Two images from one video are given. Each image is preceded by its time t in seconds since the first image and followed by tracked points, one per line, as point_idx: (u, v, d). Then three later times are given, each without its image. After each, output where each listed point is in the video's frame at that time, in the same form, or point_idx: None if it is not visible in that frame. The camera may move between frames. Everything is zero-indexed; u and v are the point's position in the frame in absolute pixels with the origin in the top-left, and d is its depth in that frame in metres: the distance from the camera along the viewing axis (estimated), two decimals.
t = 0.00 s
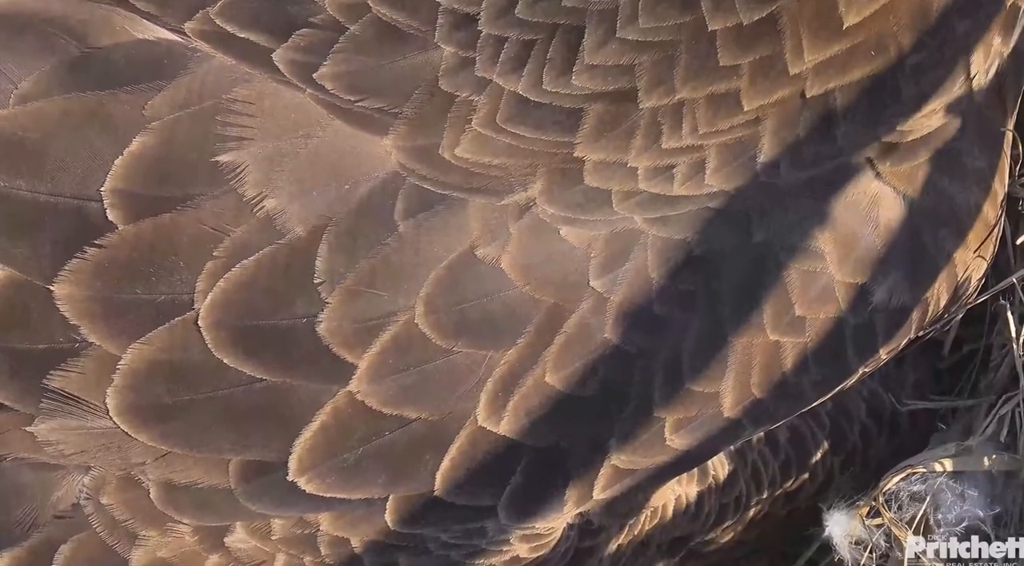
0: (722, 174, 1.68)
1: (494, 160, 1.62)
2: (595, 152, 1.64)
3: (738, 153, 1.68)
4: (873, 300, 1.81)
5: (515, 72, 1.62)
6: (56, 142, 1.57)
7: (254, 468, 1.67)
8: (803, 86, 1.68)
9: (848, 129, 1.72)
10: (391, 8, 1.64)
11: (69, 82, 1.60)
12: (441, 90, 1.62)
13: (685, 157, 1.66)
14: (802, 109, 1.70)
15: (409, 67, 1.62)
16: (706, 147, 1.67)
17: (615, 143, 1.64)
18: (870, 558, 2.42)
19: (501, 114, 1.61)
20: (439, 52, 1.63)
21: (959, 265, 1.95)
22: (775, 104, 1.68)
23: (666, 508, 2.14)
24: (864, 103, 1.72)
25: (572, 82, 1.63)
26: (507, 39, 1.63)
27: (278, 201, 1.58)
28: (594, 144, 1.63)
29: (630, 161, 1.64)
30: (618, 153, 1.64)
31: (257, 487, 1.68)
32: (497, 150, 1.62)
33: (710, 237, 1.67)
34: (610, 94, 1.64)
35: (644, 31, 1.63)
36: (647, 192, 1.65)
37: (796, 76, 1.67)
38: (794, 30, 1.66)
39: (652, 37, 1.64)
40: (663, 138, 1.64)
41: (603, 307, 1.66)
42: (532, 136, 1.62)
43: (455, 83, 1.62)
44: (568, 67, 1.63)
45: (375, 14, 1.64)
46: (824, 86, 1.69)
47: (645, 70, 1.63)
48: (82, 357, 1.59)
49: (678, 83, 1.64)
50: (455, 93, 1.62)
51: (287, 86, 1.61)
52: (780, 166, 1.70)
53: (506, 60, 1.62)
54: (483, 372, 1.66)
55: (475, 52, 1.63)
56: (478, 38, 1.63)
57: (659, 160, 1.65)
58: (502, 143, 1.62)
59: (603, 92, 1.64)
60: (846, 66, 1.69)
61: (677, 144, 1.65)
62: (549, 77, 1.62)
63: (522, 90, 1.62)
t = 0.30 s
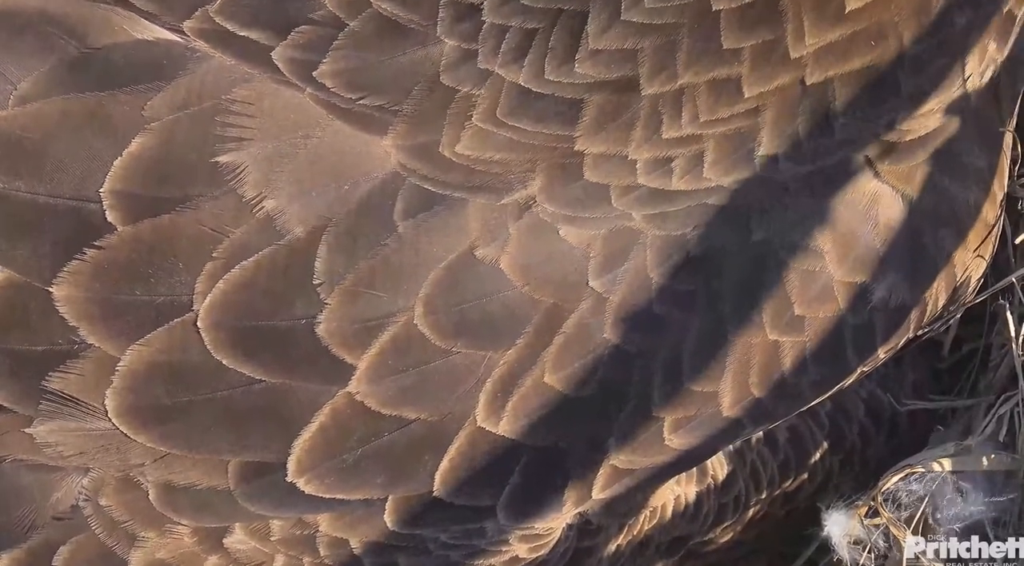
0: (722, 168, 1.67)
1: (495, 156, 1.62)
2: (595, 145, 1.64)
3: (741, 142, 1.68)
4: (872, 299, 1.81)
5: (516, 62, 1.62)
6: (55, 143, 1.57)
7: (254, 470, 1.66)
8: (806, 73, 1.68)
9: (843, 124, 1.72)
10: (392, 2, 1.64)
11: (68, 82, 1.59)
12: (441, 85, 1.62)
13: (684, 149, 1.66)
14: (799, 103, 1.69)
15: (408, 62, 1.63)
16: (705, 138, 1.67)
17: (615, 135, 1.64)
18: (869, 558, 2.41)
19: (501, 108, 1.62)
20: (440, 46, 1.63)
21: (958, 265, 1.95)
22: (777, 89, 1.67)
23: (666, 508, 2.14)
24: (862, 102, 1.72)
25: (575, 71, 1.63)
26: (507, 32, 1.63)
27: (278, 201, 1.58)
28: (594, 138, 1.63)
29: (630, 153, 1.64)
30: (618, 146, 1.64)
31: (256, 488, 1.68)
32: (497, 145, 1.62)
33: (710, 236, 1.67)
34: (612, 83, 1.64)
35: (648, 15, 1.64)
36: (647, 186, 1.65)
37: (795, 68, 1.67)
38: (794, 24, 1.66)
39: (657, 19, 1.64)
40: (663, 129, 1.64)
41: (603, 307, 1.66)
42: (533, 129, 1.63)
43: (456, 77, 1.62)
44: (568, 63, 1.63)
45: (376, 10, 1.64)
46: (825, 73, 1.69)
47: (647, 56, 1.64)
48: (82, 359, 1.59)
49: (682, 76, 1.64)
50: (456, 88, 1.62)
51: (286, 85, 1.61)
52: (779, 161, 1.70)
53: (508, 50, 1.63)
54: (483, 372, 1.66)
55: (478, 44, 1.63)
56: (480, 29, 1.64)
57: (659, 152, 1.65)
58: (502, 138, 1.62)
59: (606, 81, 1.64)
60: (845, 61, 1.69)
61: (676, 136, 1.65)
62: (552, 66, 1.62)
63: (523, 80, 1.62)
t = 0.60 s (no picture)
0: (736, 173, 1.67)
1: (502, 153, 1.61)
2: (606, 145, 1.63)
3: (757, 148, 1.67)
4: (871, 304, 1.80)
5: (533, 56, 1.61)
6: (56, 144, 1.57)
7: (254, 473, 1.66)
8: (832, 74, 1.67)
9: (859, 132, 1.72)
10: None
11: (69, 84, 1.59)
12: (451, 80, 1.61)
13: (699, 148, 1.65)
14: (823, 110, 1.68)
15: (414, 60, 1.61)
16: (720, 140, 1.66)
17: (627, 136, 1.63)
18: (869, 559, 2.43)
19: (513, 104, 1.60)
20: (453, 42, 1.62)
21: (958, 272, 1.94)
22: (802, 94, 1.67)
23: (666, 511, 2.13)
24: (871, 107, 1.71)
25: (596, 63, 1.62)
26: (522, 28, 1.62)
27: (278, 204, 1.58)
28: (606, 136, 1.62)
29: (642, 152, 1.63)
30: (629, 145, 1.63)
31: (256, 492, 1.67)
32: (504, 142, 1.61)
33: (710, 240, 1.67)
34: (632, 80, 1.63)
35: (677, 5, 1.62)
36: (652, 189, 1.65)
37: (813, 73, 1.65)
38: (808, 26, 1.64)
39: (687, 10, 1.62)
40: (680, 128, 1.63)
41: (603, 310, 1.66)
42: (544, 126, 1.62)
43: (468, 72, 1.61)
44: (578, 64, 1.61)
45: (383, 5, 1.63)
46: (852, 75, 1.67)
47: (673, 50, 1.62)
48: (82, 361, 1.58)
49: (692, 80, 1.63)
50: (468, 83, 1.61)
51: (289, 86, 1.60)
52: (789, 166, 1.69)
53: (525, 43, 1.61)
54: (483, 375, 1.66)
55: (493, 38, 1.61)
56: (499, 20, 1.62)
57: (672, 151, 1.64)
58: (510, 135, 1.61)
59: (625, 75, 1.63)
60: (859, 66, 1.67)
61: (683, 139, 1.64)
62: (572, 59, 1.61)
63: (540, 75, 1.61)
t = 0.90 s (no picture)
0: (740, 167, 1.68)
1: (501, 150, 1.61)
2: (609, 141, 1.63)
3: (762, 140, 1.67)
4: (867, 297, 1.81)
5: (535, 54, 1.59)
6: (52, 139, 1.57)
7: (251, 466, 1.67)
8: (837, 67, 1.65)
9: (862, 124, 1.71)
10: None
11: (66, 79, 1.59)
12: (452, 76, 1.60)
13: (701, 144, 1.65)
14: (831, 100, 1.68)
15: (413, 56, 1.60)
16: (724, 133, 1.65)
17: (630, 131, 1.63)
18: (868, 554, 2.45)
19: (514, 100, 1.59)
20: (453, 39, 1.60)
21: (955, 265, 1.94)
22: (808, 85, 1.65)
23: (663, 505, 2.14)
24: (873, 102, 1.70)
25: (600, 59, 1.59)
26: (524, 25, 1.59)
27: (275, 198, 1.58)
28: (607, 132, 1.62)
29: (646, 146, 1.63)
30: (632, 141, 1.63)
31: (253, 485, 1.67)
32: (504, 139, 1.61)
33: (707, 234, 1.68)
34: (635, 77, 1.61)
35: None
36: (654, 185, 1.66)
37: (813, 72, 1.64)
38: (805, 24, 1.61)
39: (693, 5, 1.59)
40: (686, 121, 1.63)
41: (600, 303, 1.66)
42: (545, 123, 1.61)
43: (469, 69, 1.59)
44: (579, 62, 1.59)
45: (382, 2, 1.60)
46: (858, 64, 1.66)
47: (678, 45, 1.60)
48: (79, 355, 1.59)
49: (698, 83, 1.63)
50: (468, 79, 1.60)
51: (286, 82, 1.59)
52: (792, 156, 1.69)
53: (528, 39, 1.59)
54: (481, 368, 1.66)
55: (493, 35, 1.59)
56: (500, 18, 1.59)
57: (674, 147, 1.64)
58: (510, 132, 1.61)
59: (629, 71, 1.61)
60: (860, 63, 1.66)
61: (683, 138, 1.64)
62: (576, 56, 1.59)
63: (543, 72, 1.59)
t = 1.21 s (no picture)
0: (734, 160, 1.67)
1: (497, 151, 1.61)
2: (603, 140, 1.63)
3: (758, 134, 1.67)
4: (869, 294, 1.80)
5: (525, 58, 1.61)
6: (53, 139, 1.57)
7: (253, 466, 1.66)
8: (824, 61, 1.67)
9: (857, 114, 1.71)
10: None
11: (66, 78, 1.59)
12: (445, 78, 1.61)
13: (695, 140, 1.65)
14: (822, 94, 1.68)
15: (409, 57, 1.61)
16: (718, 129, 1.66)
17: (625, 130, 1.63)
18: (868, 555, 2.41)
19: (508, 102, 1.61)
20: (447, 40, 1.61)
21: (957, 258, 1.95)
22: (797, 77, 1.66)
23: (666, 504, 2.13)
24: (869, 98, 1.70)
25: (589, 62, 1.62)
26: (513, 29, 1.62)
27: (275, 197, 1.58)
28: (601, 132, 1.63)
29: (641, 146, 1.64)
30: (627, 140, 1.63)
31: (255, 485, 1.67)
32: (498, 140, 1.61)
33: (710, 231, 1.67)
34: (625, 78, 1.63)
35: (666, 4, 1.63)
36: (652, 183, 1.65)
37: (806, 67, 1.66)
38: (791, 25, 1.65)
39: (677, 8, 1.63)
40: (677, 121, 1.64)
41: (601, 302, 1.66)
42: (539, 124, 1.62)
43: (460, 71, 1.61)
44: (571, 61, 1.62)
45: (375, 6, 1.62)
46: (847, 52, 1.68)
47: (665, 45, 1.63)
48: (81, 355, 1.59)
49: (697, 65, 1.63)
50: (461, 81, 1.61)
51: (284, 81, 1.59)
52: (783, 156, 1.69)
53: (518, 43, 1.62)
54: (482, 366, 1.66)
55: (484, 39, 1.62)
56: (489, 23, 1.62)
57: (669, 145, 1.64)
58: (505, 133, 1.61)
59: (619, 73, 1.63)
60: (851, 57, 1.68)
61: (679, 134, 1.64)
62: (565, 59, 1.61)
63: (534, 75, 1.61)
